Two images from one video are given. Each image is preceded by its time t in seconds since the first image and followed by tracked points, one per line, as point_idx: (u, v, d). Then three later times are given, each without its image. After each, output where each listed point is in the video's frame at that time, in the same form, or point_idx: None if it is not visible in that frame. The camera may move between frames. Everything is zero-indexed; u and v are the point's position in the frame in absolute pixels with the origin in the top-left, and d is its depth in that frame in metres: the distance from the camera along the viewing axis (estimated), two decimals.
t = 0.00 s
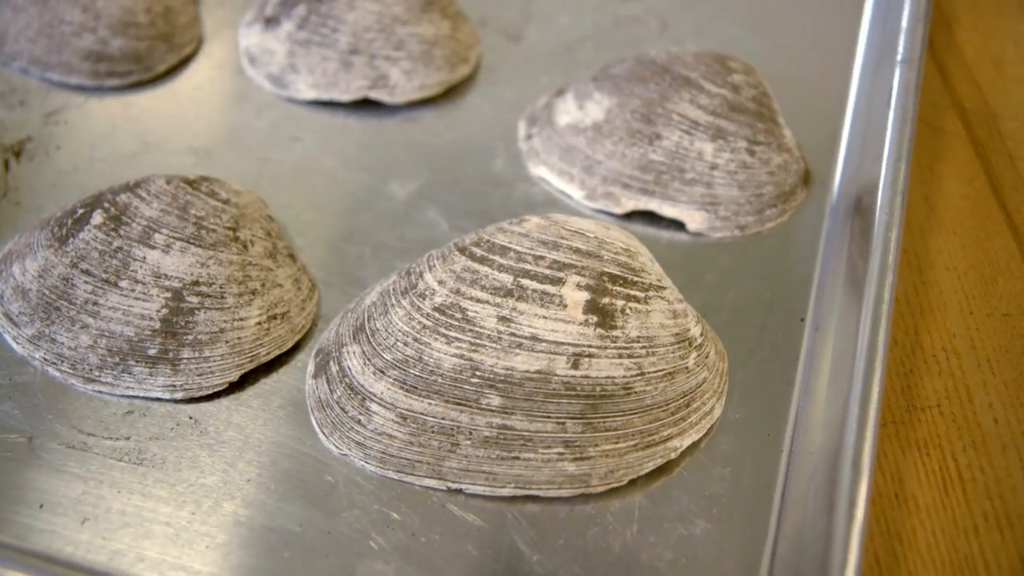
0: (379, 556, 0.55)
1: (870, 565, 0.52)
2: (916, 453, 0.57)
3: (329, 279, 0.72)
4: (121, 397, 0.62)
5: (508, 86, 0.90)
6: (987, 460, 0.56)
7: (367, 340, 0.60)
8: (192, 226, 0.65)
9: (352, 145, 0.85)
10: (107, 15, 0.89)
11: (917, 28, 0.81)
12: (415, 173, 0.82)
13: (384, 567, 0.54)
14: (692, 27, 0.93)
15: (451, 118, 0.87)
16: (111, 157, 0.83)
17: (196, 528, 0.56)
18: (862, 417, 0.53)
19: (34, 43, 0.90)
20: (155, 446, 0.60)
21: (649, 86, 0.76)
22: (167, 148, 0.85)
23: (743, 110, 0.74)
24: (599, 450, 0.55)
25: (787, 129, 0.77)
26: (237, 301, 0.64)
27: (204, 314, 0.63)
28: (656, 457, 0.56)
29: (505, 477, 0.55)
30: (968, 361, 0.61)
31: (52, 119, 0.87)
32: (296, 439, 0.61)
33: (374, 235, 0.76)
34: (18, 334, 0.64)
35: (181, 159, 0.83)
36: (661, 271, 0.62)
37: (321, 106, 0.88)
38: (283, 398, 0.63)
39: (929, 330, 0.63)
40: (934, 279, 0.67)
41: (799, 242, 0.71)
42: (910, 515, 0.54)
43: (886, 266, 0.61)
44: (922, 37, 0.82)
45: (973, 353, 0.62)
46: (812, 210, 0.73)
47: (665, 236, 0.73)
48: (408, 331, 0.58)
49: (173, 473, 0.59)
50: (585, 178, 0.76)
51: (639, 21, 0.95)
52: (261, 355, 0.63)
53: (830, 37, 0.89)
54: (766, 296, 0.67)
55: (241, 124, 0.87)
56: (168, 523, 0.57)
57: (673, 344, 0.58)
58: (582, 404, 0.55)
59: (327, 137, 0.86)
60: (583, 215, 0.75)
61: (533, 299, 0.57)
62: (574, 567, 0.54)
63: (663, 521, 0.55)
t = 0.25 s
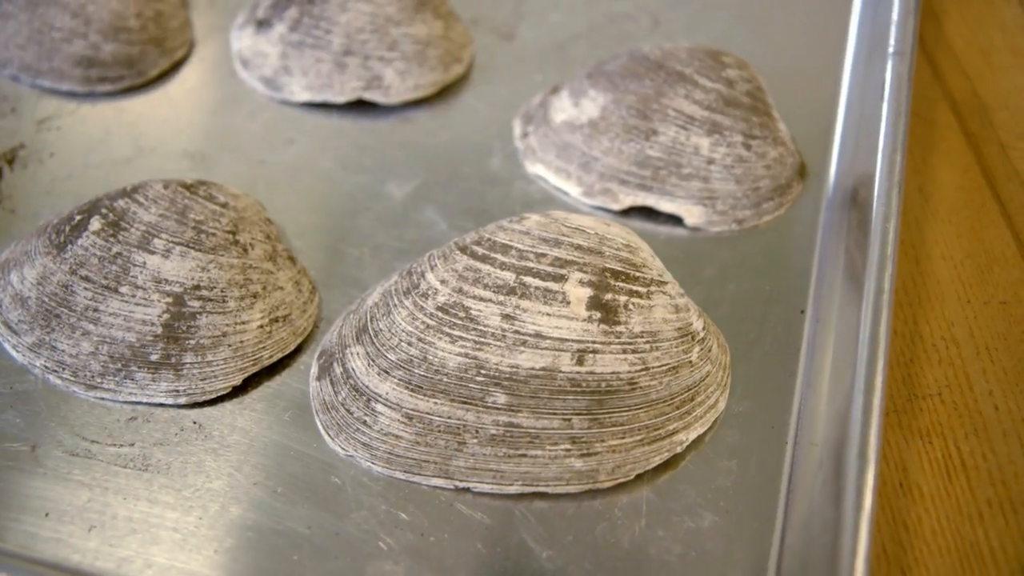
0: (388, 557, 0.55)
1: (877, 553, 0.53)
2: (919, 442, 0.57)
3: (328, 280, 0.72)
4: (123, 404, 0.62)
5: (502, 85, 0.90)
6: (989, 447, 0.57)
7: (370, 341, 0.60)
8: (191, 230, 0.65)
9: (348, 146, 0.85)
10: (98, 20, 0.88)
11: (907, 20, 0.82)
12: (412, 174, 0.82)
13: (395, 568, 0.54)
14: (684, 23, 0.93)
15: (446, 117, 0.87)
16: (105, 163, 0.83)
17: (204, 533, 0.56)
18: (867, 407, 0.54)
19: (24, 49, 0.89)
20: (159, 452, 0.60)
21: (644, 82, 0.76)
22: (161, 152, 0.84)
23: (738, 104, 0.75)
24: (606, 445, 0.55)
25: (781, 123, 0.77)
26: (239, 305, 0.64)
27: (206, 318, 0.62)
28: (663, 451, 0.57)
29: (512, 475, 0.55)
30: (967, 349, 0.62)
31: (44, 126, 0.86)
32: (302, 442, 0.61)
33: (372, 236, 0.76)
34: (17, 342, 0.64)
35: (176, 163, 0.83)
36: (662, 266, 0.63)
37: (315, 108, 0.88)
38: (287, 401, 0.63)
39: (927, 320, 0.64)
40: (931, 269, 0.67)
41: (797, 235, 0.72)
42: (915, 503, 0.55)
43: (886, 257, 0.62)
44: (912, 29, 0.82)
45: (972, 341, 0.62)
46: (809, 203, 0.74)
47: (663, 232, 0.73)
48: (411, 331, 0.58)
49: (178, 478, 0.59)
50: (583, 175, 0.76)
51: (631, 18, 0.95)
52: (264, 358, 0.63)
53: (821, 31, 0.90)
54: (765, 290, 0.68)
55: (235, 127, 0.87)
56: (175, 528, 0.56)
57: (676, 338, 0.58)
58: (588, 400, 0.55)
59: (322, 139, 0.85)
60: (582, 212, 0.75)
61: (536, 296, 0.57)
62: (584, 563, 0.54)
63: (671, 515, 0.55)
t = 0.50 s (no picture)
0: (398, 556, 0.55)
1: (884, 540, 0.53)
2: (922, 430, 0.58)
3: (329, 281, 0.72)
4: (127, 409, 0.62)
5: (496, 83, 0.90)
6: (990, 433, 0.57)
7: (374, 341, 0.60)
8: (191, 234, 0.65)
9: (344, 147, 0.85)
10: (88, 25, 0.87)
11: (898, 12, 0.82)
12: (409, 174, 0.82)
13: (405, 567, 0.54)
14: (675, 18, 0.93)
15: (441, 116, 0.87)
16: (100, 168, 0.83)
17: (213, 537, 0.56)
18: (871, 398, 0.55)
19: (15, 55, 0.88)
20: (165, 457, 0.60)
21: (639, 78, 0.77)
22: (156, 157, 0.84)
23: (733, 98, 0.75)
24: (612, 440, 0.56)
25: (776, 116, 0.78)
26: (241, 307, 0.63)
27: (209, 322, 0.62)
28: (669, 444, 0.57)
29: (520, 472, 0.56)
30: (965, 337, 0.62)
31: (37, 132, 0.86)
32: (308, 443, 0.61)
33: (371, 236, 0.76)
34: (18, 350, 0.63)
35: (172, 168, 0.83)
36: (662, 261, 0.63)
37: (310, 109, 0.88)
38: (292, 403, 0.63)
39: (926, 309, 0.65)
40: (928, 259, 0.68)
41: (794, 227, 0.72)
42: (920, 491, 0.55)
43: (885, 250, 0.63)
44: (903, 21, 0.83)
45: (970, 329, 0.63)
46: (805, 196, 0.74)
47: (661, 227, 0.74)
48: (415, 331, 0.58)
49: (185, 482, 0.59)
50: (580, 171, 0.77)
51: (623, 14, 0.95)
52: (267, 360, 0.63)
53: (811, 24, 0.90)
54: (764, 282, 0.68)
55: (231, 130, 0.86)
56: (184, 533, 0.57)
57: (679, 332, 0.58)
58: (593, 395, 0.55)
59: (318, 140, 0.85)
60: (580, 208, 0.76)
61: (538, 293, 0.57)
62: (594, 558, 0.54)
63: (679, 508, 0.56)
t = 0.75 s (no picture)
0: (408, 554, 0.55)
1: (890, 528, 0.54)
2: (923, 417, 0.59)
3: (329, 282, 0.72)
4: (130, 413, 0.62)
5: (491, 81, 0.90)
6: (991, 419, 0.58)
7: (378, 340, 0.60)
8: (192, 237, 0.64)
9: (340, 147, 0.85)
10: (80, 30, 0.87)
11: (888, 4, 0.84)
12: (406, 173, 0.82)
13: (415, 565, 0.55)
14: (667, 14, 0.94)
15: (436, 115, 0.87)
16: (95, 173, 0.82)
17: (221, 539, 0.56)
18: (875, 384, 0.56)
19: (7, 61, 0.87)
20: (171, 460, 0.60)
21: (634, 73, 0.77)
22: (152, 160, 0.84)
23: (727, 92, 0.76)
24: (619, 434, 0.56)
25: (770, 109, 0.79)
26: (244, 309, 0.63)
27: (212, 324, 0.62)
28: (675, 437, 0.58)
29: (528, 467, 0.56)
30: (963, 324, 0.63)
31: (31, 138, 0.86)
32: (314, 444, 0.61)
33: (370, 236, 0.76)
34: (19, 356, 0.63)
35: (168, 171, 0.83)
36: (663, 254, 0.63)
37: (305, 110, 0.88)
38: (296, 404, 0.63)
39: (924, 298, 0.65)
40: (924, 248, 0.69)
41: (791, 219, 0.73)
42: (924, 477, 0.56)
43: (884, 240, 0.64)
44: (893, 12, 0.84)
45: (968, 317, 0.64)
46: (801, 187, 0.75)
47: (659, 221, 0.74)
48: (419, 329, 0.59)
49: (191, 486, 0.59)
50: (577, 167, 0.77)
51: (614, 11, 0.96)
52: (271, 362, 0.63)
53: (803, 17, 0.91)
54: (764, 274, 0.69)
55: (226, 133, 0.86)
56: (192, 536, 0.57)
57: (682, 325, 0.59)
58: (600, 389, 0.56)
59: (313, 141, 0.85)
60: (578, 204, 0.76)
61: (542, 289, 0.57)
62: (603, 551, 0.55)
63: (686, 500, 0.56)
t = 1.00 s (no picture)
0: (419, 550, 0.55)
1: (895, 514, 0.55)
2: (925, 404, 0.59)
3: (330, 282, 0.72)
4: (135, 416, 0.62)
5: (486, 79, 0.91)
6: (991, 404, 0.59)
7: (382, 338, 0.60)
8: (193, 238, 0.64)
9: (337, 147, 0.85)
10: (73, 33, 0.87)
11: None
12: (403, 172, 0.82)
13: (427, 561, 0.55)
14: (660, 9, 0.94)
15: (432, 113, 0.87)
16: (92, 177, 0.82)
17: (231, 539, 0.56)
18: (878, 372, 0.56)
19: None
20: (177, 462, 0.60)
21: (630, 68, 0.78)
22: (149, 163, 0.84)
23: (723, 86, 0.76)
24: (626, 427, 0.57)
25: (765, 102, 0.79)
26: (247, 310, 0.64)
27: (215, 326, 0.62)
28: (681, 428, 0.58)
29: (535, 462, 0.56)
30: (961, 312, 0.64)
31: (26, 143, 0.85)
32: (321, 443, 0.61)
33: (370, 236, 0.77)
34: (22, 362, 0.63)
35: (165, 174, 0.83)
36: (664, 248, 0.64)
37: (301, 110, 0.88)
38: (301, 404, 0.63)
39: (922, 287, 0.66)
40: (921, 237, 0.70)
41: (788, 211, 0.73)
42: (927, 464, 0.57)
43: (882, 229, 0.64)
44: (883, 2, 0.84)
45: (965, 304, 0.64)
46: (798, 179, 0.76)
47: (658, 215, 0.75)
48: (424, 326, 0.59)
49: (199, 487, 0.59)
50: (575, 163, 0.77)
51: (607, 7, 0.96)
52: (275, 362, 0.64)
53: (794, 10, 0.92)
54: (763, 266, 0.70)
55: (222, 134, 0.86)
56: (202, 537, 0.57)
57: (685, 317, 0.59)
58: (606, 382, 0.56)
59: (310, 141, 0.85)
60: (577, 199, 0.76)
61: (546, 284, 0.58)
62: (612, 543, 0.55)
63: (693, 491, 0.57)
